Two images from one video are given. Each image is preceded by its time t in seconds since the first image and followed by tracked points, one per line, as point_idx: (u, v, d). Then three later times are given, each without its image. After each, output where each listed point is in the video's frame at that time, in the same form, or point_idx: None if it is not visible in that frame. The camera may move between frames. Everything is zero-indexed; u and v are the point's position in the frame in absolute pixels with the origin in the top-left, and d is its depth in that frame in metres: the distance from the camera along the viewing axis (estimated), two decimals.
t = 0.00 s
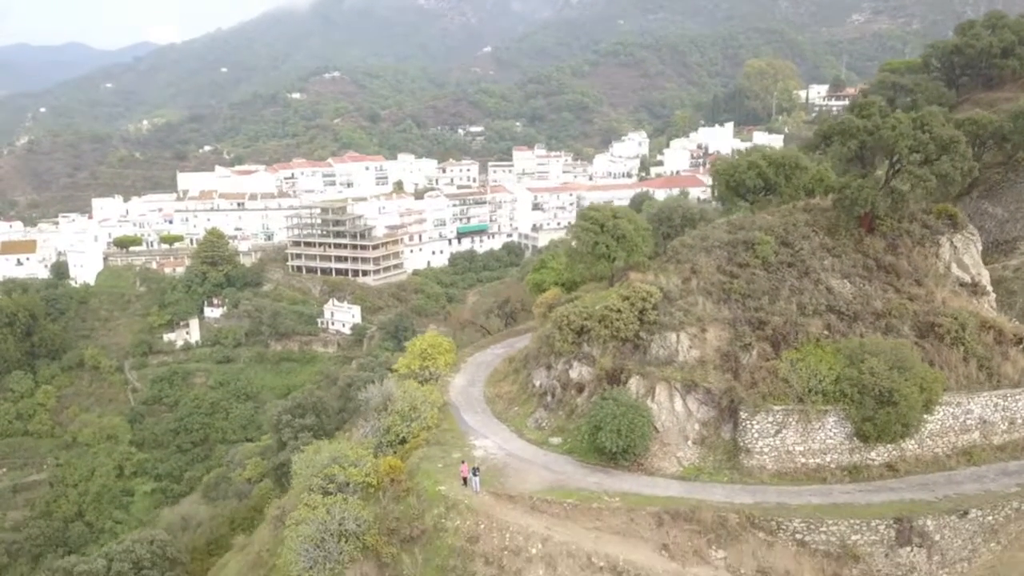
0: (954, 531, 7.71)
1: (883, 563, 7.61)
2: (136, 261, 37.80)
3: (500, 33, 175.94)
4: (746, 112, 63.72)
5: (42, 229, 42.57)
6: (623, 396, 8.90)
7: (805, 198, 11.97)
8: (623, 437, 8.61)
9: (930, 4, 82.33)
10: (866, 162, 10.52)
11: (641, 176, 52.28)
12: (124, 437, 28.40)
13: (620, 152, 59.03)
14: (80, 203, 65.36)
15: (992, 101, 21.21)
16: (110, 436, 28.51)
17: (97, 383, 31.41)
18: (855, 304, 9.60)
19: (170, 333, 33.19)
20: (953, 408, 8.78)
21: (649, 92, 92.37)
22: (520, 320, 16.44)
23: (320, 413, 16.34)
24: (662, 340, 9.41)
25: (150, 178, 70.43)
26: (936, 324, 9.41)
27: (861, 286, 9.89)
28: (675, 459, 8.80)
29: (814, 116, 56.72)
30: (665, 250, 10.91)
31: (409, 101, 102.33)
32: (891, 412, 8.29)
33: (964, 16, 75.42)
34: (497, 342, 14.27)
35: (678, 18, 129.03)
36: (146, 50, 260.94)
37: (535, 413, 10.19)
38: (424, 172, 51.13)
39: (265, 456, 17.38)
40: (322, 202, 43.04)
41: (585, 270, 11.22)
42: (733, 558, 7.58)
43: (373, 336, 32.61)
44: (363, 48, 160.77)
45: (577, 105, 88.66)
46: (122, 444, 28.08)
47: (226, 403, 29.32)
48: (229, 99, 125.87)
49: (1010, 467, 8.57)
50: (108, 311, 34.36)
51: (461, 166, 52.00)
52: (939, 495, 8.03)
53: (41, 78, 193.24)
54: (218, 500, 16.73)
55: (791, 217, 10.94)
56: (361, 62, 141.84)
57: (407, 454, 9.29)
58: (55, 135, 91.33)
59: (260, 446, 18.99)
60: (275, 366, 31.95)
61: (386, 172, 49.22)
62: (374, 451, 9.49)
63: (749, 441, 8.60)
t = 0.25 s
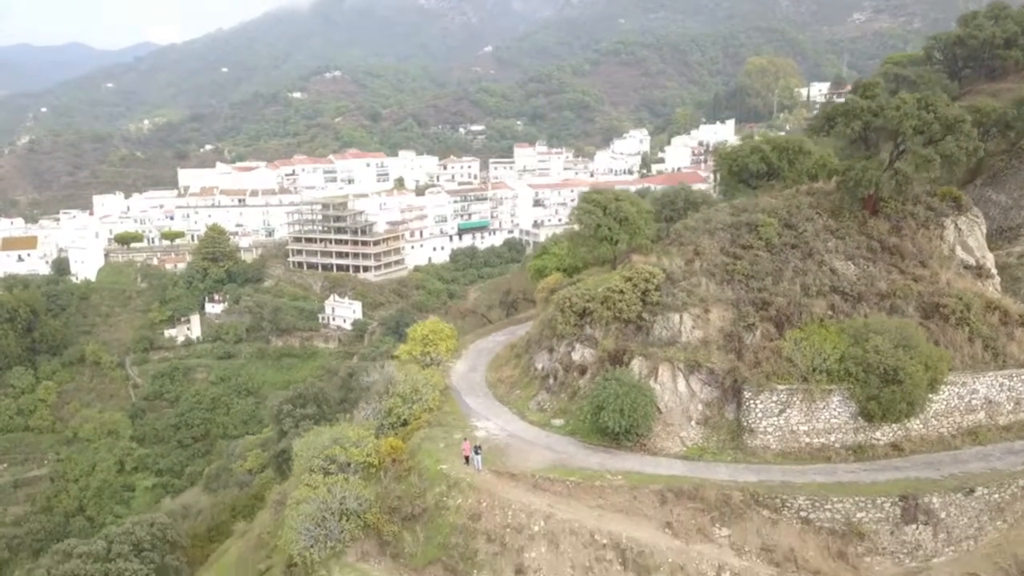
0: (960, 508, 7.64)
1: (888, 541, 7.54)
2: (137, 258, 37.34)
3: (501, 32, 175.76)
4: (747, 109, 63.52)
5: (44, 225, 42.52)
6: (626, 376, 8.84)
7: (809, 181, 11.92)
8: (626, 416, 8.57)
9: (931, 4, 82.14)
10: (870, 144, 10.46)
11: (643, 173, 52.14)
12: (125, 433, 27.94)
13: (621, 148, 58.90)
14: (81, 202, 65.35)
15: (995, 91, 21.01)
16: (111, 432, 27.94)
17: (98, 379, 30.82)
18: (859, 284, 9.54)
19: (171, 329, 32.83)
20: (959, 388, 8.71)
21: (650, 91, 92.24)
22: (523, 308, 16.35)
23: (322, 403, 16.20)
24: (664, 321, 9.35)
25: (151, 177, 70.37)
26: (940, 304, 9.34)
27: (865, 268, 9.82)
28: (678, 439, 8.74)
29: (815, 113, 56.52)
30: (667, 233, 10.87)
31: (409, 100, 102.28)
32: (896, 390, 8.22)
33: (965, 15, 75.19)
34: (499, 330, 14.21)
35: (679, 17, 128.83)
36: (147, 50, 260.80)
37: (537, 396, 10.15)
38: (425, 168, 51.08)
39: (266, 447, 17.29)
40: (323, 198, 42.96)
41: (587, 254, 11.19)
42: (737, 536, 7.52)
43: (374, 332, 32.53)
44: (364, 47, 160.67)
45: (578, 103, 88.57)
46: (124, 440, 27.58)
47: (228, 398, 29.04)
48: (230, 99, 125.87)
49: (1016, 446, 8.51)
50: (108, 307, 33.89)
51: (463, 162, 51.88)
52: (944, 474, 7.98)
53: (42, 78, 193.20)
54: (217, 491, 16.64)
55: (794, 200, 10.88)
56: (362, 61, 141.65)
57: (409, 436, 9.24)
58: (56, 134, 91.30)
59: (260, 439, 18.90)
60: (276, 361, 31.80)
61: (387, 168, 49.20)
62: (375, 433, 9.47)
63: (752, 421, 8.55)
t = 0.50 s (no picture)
0: (962, 486, 7.60)
1: (889, 517, 7.49)
2: (137, 253, 37.12)
3: (501, 31, 175.61)
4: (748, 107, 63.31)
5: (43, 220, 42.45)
6: (625, 355, 8.80)
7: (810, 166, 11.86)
8: (625, 395, 8.52)
9: (932, 3, 81.90)
10: (871, 126, 10.40)
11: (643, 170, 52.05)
12: (124, 427, 27.23)
13: (622, 146, 58.78)
14: (81, 200, 65.23)
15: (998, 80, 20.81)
16: (111, 426, 27.23)
17: (98, 374, 30.27)
18: (860, 265, 9.49)
19: (170, 324, 32.48)
20: (960, 367, 8.67)
21: (651, 90, 92.07)
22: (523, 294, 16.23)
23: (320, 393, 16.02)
24: (664, 302, 9.31)
25: (151, 175, 70.27)
26: (942, 285, 9.29)
27: (866, 250, 9.77)
28: (678, 419, 8.69)
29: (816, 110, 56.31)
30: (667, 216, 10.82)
31: (410, 99, 102.14)
32: (897, 368, 8.17)
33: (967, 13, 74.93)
34: (498, 317, 14.15)
35: (680, 16, 128.63)
36: (147, 50, 260.76)
37: (536, 378, 10.10)
38: (424, 165, 51.09)
39: (265, 437, 17.15)
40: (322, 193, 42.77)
41: (587, 237, 11.14)
42: (737, 513, 7.46)
43: (374, 327, 32.22)
44: (364, 46, 160.50)
45: (578, 102, 88.42)
46: (124, 434, 26.84)
47: (227, 392, 28.45)
48: (230, 98, 125.74)
49: (1018, 426, 8.47)
50: (108, 302, 33.65)
51: (463, 159, 51.76)
52: (946, 451, 7.93)
53: (42, 78, 193.09)
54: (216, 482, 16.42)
55: (795, 182, 10.82)
56: (362, 60, 141.41)
57: (408, 416, 9.20)
58: (57, 133, 91.21)
59: (259, 429, 18.80)
60: (275, 357, 31.35)
61: (387, 165, 49.25)
62: (374, 414, 9.43)
63: (752, 400, 8.50)
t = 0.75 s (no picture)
0: (964, 463, 7.55)
1: (891, 495, 7.45)
2: (136, 248, 37.06)
3: (502, 30, 175.42)
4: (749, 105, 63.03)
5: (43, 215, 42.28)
6: (626, 335, 8.77)
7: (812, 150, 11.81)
8: (625, 374, 8.46)
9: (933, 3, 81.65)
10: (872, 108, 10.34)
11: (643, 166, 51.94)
12: (125, 422, 26.89)
13: (623, 142, 58.63)
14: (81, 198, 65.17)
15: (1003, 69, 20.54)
16: (111, 420, 26.89)
17: (98, 368, 30.08)
18: (863, 246, 9.45)
19: (170, 318, 32.20)
20: (963, 346, 8.62)
21: (652, 88, 91.93)
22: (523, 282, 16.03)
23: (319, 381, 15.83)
24: (665, 282, 9.29)
25: (152, 172, 70.15)
26: (943, 266, 9.25)
27: (868, 232, 9.73)
28: (678, 398, 8.64)
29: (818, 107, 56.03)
30: (669, 199, 10.78)
31: (410, 96, 101.96)
32: (898, 346, 8.13)
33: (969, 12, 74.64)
34: (498, 304, 14.10)
35: (681, 15, 128.43)
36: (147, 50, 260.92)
37: (536, 360, 10.08)
38: (425, 161, 50.89)
39: (266, 427, 16.96)
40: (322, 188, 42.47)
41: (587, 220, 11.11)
42: (738, 490, 7.43)
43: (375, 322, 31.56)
44: (365, 45, 160.32)
45: (579, 100, 88.21)
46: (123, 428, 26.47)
47: (227, 387, 28.02)
48: (231, 97, 125.63)
49: (1020, 405, 8.43)
50: (108, 297, 33.39)
51: (463, 155, 51.59)
52: (948, 430, 7.90)
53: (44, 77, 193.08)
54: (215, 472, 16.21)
55: (796, 165, 10.79)
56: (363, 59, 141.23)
57: (409, 396, 9.16)
58: (57, 131, 91.15)
59: (261, 419, 18.64)
60: (276, 351, 30.86)
61: (387, 160, 48.87)
62: (374, 395, 9.40)
63: (754, 379, 8.48)
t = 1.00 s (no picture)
0: (967, 443, 7.52)
1: (894, 473, 7.41)
2: (137, 245, 36.98)
3: (502, 30, 175.38)
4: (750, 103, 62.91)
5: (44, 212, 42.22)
6: (627, 317, 8.72)
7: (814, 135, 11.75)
8: (627, 355, 8.41)
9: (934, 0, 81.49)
10: (875, 91, 10.29)
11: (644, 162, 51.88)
12: (126, 418, 26.42)
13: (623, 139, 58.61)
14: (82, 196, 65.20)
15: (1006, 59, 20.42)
16: (112, 417, 26.39)
17: (98, 365, 29.59)
18: (865, 228, 9.40)
19: (171, 315, 31.92)
20: (965, 327, 8.57)
21: (652, 87, 91.88)
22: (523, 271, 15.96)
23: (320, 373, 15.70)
24: (666, 265, 9.24)
25: (152, 171, 70.19)
26: (946, 247, 9.20)
27: (870, 214, 9.67)
28: (680, 380, 8.60)
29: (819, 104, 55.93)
30: (670, 184, 10.73)
31: (410, 96, 101.99)
32: (903, 325, 8.07)
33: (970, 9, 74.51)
34: (498, 294, 14.03)
35: (681, 14, 128.33)
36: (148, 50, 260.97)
37: (537, 344, 10.04)
38: (426, 158, 50.82)
39: (265, 419, 16.84)
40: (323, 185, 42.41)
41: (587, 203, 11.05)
42: (741, 470, 7.39)
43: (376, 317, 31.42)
44: (365, 44, 160.27)
45: (579, 99, 88.16)
46: (125, 425, 26.03)
47: (228, 383, 27.78)
48: (232, 96, 125.67)
49: None
50: (108, 294, 32.95)
51: (464, 152, 51.53)
52: (952, 409, 7.84)
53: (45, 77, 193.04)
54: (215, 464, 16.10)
55: (798, 150, 10.73)
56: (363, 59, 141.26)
57: (409, 378, 9.13)
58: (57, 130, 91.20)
59: (260, 412, 18.57)
60: (277, 347, 30.66)
61: (388, 157, 48.80)
62: (374, 378, 9.37)
63: (756, 360, 8.44)
